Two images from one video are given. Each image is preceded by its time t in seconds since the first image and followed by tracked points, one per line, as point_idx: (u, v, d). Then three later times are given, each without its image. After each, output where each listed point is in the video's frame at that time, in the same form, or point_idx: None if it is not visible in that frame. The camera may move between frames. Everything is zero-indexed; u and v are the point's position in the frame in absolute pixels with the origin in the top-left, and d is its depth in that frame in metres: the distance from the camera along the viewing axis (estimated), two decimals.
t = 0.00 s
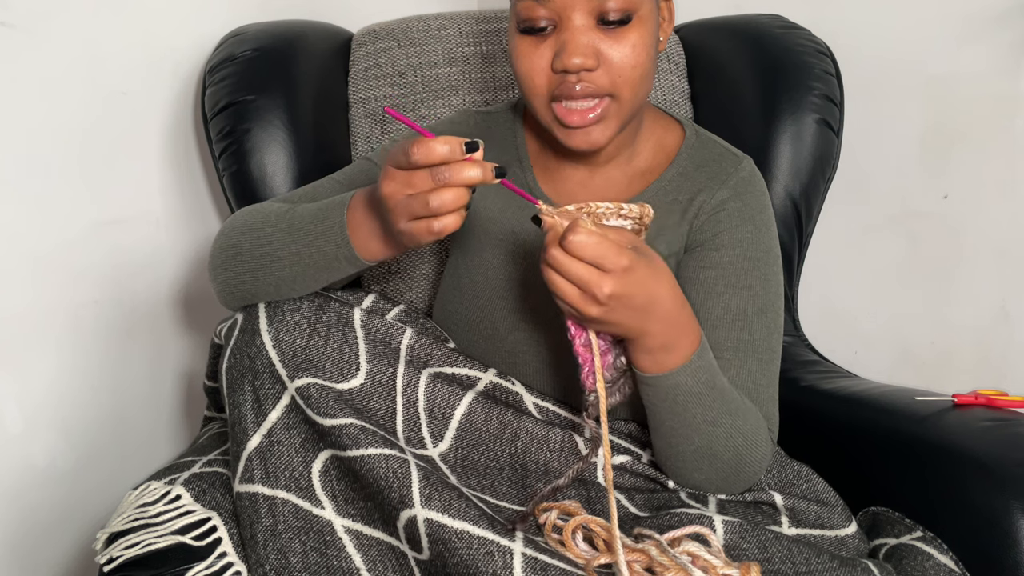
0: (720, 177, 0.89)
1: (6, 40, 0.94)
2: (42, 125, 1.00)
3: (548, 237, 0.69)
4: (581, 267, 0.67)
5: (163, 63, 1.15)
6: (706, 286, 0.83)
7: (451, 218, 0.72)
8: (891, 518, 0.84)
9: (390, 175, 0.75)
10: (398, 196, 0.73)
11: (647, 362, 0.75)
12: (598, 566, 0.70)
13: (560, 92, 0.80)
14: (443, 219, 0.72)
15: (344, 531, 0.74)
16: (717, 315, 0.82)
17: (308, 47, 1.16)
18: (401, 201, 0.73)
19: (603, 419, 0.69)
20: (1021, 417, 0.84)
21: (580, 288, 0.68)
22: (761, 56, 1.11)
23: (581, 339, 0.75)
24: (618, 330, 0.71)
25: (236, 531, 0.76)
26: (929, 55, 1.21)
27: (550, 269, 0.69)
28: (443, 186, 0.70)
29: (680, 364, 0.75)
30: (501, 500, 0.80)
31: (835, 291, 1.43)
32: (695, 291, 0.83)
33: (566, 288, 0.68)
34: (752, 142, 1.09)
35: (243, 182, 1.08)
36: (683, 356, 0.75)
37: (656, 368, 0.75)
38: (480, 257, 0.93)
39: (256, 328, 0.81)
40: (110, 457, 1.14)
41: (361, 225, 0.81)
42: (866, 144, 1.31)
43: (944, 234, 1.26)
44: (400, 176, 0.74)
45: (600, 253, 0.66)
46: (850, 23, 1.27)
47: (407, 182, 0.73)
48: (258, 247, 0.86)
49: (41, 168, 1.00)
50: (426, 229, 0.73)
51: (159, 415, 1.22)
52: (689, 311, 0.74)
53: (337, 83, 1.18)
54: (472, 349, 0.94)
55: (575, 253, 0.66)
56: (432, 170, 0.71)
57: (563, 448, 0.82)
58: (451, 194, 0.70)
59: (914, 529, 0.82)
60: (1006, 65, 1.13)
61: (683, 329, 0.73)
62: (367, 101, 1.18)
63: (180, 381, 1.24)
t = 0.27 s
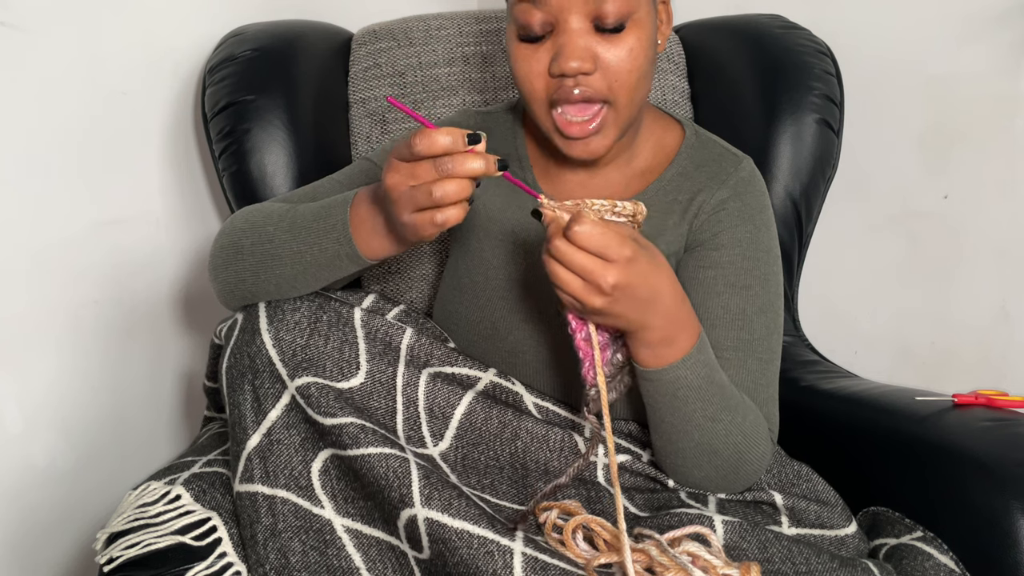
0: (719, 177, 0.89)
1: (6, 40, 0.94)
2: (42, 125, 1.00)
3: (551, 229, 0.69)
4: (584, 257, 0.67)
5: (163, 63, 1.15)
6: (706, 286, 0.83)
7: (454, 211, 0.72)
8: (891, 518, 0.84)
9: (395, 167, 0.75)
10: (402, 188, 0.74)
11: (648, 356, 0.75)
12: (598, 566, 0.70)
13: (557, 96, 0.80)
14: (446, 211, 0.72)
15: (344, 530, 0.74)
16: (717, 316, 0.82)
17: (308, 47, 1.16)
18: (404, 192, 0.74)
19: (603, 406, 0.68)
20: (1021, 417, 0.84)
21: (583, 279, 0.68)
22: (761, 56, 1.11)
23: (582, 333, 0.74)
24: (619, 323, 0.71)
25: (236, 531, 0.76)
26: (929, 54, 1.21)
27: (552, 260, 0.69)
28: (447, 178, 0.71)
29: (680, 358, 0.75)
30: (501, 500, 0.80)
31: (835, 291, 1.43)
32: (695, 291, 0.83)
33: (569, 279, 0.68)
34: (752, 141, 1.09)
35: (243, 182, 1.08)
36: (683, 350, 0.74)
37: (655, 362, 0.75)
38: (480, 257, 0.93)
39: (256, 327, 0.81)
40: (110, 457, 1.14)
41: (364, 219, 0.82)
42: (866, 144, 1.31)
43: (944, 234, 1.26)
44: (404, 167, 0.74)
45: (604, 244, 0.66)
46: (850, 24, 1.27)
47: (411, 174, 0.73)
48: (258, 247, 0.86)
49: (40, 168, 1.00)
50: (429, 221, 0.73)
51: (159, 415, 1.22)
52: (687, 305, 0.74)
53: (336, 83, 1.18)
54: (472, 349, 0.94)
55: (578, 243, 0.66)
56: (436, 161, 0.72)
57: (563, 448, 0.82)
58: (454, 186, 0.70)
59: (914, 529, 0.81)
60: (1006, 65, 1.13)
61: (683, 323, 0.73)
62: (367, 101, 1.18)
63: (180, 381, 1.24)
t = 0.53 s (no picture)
0: (718, 178, 0.89)
1: (6, 40, 0.94)
2: (43, 125, 1.00)
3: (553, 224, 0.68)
4: (587, 250, 0.66)
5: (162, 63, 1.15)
6: (705, 286, 0.83)
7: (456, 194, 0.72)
8: (891, 518, 0.84)
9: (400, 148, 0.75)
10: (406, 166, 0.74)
11: (648, 351, 0.75)
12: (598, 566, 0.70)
13: (556, 102, 0.80)
14: (447, 193, 0.72)
15: (344, 530, 0.74)
16: (716, 316, 0.82)
17: (308, 48, 1.16)
18: (407, 173, 0.74)
19: (604, 403, 0.68)
20: (1021, 417, 0.84)
21: (587, 272, 0.68)
22: (761, 56, 1.11)
23: (582, 329, 0.74)
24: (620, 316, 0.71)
25: (236, 531, 0.76)
26: (929, 54, 1.21)
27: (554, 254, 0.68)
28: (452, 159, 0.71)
29: (679, 354, 0.75)
30: (501, 500, 0.80)
31: (835, 291, 1.43)
32: (694, 291, 0.83)
33: (572, 273, 0.68)
34: (752, 141, 1.09)
35: (243, 182, 1.08)
36: (682, 344, 0.75)
37: (655, 357, 0.75)
38: (480, 257, 0.93)
39: (256, 327, 0.81)
40: (110, 457, 1.14)
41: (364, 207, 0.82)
42: (866, 144, 1.31)
43: (944, 234, 1.26)
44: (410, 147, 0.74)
45: (607, 238, 0.66)
46: (850, 24, 1.27)
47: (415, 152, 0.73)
48: (258, 247, 0.86)
49: (41, 168, 1.00)
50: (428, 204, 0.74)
51: (158, 415, 1.22)
52: (685, 300, 0.75)
53: (337, 83, 1.18)
54: (471, 349, 0.94)
55: (582, 237, 0.66)
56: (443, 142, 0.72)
57: (563, 448, 0.82)
58: (459, 166, 0.71)
59: (914, 529, 0.82)
60: (1006, 65, 1.13)
61: (681, 318, 0.74)
62: (367, 101, 1.18)
63: (180, 381, 1.24)
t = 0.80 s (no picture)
0: (718, 178, 0.89)
1: (6, 40, 0.94)
2: (42, 126, 1.00)
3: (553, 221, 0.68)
4: (590, 247, 0.66)
5: (162, 63, 1.15)
6: (706, 286, 0.83)
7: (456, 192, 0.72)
8: (891, 518, 0.84)
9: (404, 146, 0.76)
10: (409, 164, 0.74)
11: (649, 349, 0.75)
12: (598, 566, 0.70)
13: (556, 105, 0.80)
14: (449, 190, 0.72)
15: (344, 530, 0.74)
16: (716, 316, 0.82)
17: (308, 48, 1.16)
18: (409, 171, 0.74)
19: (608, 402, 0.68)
20: (1021, 417, 0.84)
21: (589, 269, 0.67)
22: (761, 56, 1.11)
23: (586, 328, 0.73)
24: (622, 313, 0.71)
25: (236, 531, 0.76)
26: (929, 55, 1.21)
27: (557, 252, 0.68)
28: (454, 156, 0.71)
29: (681, 351, 0.75)
30: (502, 499, 0.80)
31: (835, 291, 1.43)
32: (694, 291, 0.84)
33: (576, 270, 0.68)
34: (752, 141, 1.09)
35: (243, 182, 1.08)
36: (682, 342, 0.75)
37: (656, 356, 0.75)
38: (480, 258, 0.93)
39: (256, 327, 0.81)
40: (110, 457, 1.14)
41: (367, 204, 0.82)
42: (866, 144, 1.31)
43: (944, 234, 1.26)
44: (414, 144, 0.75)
45: (610, 235, 0.66)
46: (850, 24, 1.27)
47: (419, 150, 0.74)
48: (258, 247, 0.86)
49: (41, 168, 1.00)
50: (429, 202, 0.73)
51: (158, 415, 1.22)
52: (686, 298, 0.75)
53: (337, 83, 1.18)
54: (471, 348, 0.94)
55: (584, 234, 0.66)
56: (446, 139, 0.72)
57: (563, 448, 0.82)
58: (461, 164, 0.71)
59: (914, 529, 0.82)
60: (1006, 66, 1.13)
61: (681, 315, 0.74)
62: (367, 101, 1.18)
63: (179, 381, 1.24)
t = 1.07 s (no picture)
0: (719, 178, 0.89)
1: (6, 40, 0.94)
2: (42, 125, 1.00)
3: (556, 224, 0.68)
4: (593, 248, 0.66)
5: (162, 63, 1.15)
6: (706, 286, 0.83)
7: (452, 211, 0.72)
8: (891, 518, 0.84)
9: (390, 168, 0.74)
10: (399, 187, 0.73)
11: (654, 351, 0.75)
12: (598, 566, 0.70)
13: (556, 104, 0.80)
14: (445, 211, 0.72)
15: (344, 529, 0.74)
16: (716, 317, 0.82)
17: (308, 48, 1.16)
18: (402, 194, 0.73)
19: (613, 403, 0.69)
20: (1021, 417, 0.84)
21: (593, 270, 0.67)
22: (761, 56, 1.11)
23: (591, 330, 0.73)
24: (626, 314, 0.71)
25: (236, 531, 0.76)
26: (929, 55, 1.21)
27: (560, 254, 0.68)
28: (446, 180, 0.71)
29: (683, 352, 0.75)
30: (502, 499, 0.80)
31: (835, 291, 1.43)
32: (694, 291, 0.84)
33: (580, 272, 0.68)
34: (752, 141, 1.09)
35: (243, 182, 1.08)
36: (686, 341, 0.75)
37: (660, 357, 0.75)
38: (481, 258, 0.93)
39: (256, 327, 0.80)
40: (110, 457, 1.14)
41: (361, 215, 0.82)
42: (866, 144, 1.32)
43: (944, 234, 1.26)
44: (401, 166, 0.73)
45: (612, 234, 0.66)
46: (850, 24, 1.27)
47: (408, 174, 0.73)
48: (258, 247, 0.86)
49: (41, 168, 1.00)
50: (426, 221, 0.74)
51: (158, 415, 1.22)
52: (688, 298, 0.75)
53: (337, 83, 1.18)
54: (471, 348, 0.94)
55: (588, 234, 0.66)
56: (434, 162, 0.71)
57: (563, 448, 0.82)
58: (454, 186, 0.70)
59: (914, 529, 0.82)
60: (1006, 65, 1.13)
61: (685, 315, 0.74)
62: (367, 101, 1.18)
63: (179, 381, 1.24)
